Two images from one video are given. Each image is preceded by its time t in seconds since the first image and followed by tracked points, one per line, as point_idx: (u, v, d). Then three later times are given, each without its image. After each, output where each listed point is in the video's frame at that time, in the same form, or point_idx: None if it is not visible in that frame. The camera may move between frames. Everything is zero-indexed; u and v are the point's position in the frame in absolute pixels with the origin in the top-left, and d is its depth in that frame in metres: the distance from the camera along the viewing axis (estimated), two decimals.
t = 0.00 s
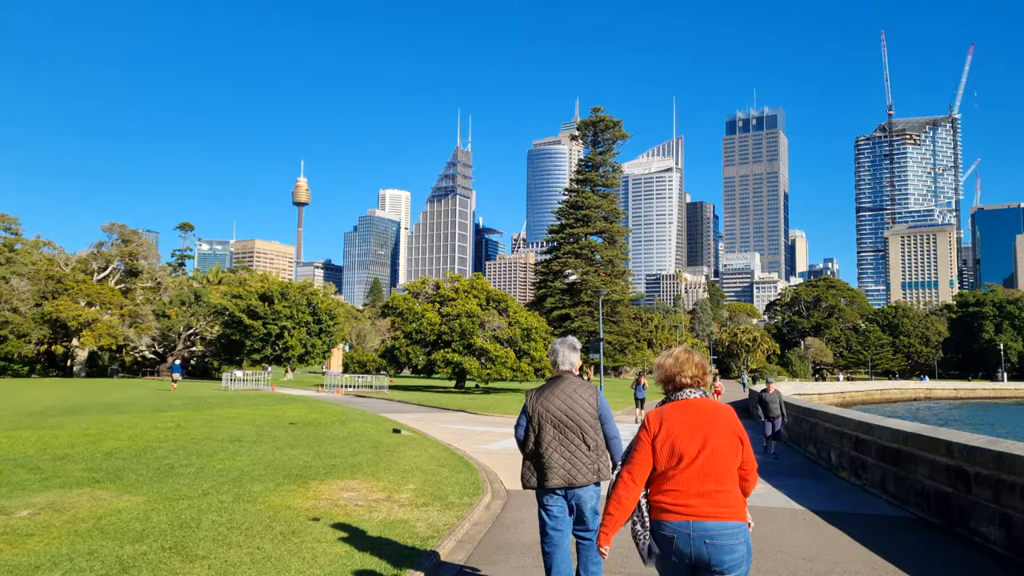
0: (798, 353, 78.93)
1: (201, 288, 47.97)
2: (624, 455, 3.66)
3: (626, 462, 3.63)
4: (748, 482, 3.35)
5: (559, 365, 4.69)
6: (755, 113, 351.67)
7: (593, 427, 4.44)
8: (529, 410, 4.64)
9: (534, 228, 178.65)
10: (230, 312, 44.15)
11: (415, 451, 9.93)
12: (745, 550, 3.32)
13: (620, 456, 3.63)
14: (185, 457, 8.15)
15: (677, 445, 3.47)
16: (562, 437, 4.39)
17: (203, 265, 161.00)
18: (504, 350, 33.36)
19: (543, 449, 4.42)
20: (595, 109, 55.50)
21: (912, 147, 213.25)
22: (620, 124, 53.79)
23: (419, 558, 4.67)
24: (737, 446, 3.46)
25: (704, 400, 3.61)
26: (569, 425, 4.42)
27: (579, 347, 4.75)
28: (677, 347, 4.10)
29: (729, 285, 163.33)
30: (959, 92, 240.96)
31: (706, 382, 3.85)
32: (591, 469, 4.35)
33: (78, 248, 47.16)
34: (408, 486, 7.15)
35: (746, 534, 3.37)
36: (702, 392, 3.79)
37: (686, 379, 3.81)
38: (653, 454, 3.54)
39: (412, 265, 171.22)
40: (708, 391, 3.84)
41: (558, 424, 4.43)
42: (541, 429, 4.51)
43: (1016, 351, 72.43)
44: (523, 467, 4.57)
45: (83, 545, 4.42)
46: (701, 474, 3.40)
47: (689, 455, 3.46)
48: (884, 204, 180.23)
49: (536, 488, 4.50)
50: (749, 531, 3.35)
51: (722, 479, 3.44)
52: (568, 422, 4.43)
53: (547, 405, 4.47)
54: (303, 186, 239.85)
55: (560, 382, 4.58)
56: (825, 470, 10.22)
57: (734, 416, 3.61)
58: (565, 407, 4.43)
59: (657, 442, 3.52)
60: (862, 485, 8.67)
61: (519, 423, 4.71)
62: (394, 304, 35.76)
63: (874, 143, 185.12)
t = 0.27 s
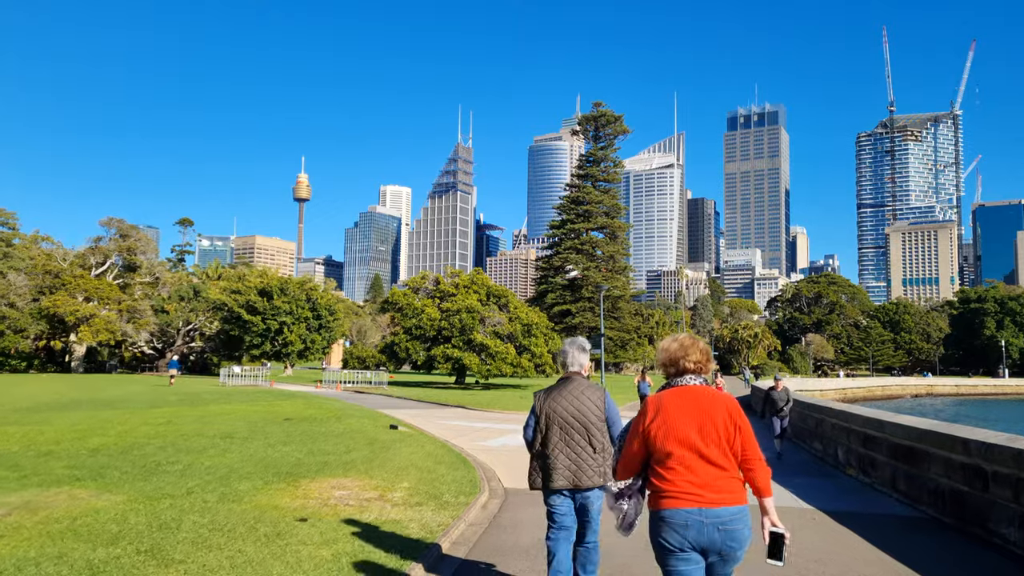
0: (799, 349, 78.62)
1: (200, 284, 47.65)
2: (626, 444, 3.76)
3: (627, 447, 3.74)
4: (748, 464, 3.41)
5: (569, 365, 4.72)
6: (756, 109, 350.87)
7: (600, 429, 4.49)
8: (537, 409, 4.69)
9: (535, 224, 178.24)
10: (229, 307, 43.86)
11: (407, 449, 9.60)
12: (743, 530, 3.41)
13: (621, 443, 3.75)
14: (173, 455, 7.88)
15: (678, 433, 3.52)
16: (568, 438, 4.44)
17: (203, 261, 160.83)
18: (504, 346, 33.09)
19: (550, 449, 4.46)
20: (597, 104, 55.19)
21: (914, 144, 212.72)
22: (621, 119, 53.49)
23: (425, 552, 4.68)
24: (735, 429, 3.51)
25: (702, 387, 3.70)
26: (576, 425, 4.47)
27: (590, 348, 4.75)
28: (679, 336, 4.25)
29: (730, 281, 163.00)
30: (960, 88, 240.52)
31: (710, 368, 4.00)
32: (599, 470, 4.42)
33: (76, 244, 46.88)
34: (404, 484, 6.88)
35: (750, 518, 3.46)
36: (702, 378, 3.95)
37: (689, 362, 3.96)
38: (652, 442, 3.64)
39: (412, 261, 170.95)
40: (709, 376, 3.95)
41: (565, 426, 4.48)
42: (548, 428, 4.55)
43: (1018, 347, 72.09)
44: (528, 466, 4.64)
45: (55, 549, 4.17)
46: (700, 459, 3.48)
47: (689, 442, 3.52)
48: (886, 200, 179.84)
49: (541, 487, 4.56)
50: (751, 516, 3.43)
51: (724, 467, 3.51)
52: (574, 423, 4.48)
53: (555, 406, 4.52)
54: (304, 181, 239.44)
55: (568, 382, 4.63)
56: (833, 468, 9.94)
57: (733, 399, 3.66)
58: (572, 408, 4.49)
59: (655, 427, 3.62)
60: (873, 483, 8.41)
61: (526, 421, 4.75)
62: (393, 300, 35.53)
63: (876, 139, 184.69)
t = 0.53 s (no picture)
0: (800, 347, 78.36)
1: (198, 282, 47.35)
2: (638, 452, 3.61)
3: (637, 454, 3.63)
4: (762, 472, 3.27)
5: (576, 361, 4.84)
6: (757, 107, 350.33)
7: (611, 424, 4.60)
8: (547, 405, 4.75)
9: (535, 222, 178.00)
10: (227, 306, 43.60)
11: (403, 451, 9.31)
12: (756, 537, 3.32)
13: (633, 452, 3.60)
14: (159, 458, 7.62)
15: (689, 439, 3.41)
16: (580, 434, 4.52)
17: (203, 259, 160.62)
18: (504, 345, 32.83)
19: (562, 446, 4.55)
20: (597, 101, 54.87)
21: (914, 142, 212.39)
22: (622, 117, 53.20)
23: (428, 553, 4.77)
24: (750, 440, 3.38)
25: (716, 394, 3.56)
26: (587, 422, 4.55)
27: (596, 342, 4.92)
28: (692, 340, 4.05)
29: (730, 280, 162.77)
30: (960, 87, 240.27)
31: (727, 375, 3.75)
32: (610, 465, 4.51)
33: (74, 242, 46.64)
34: (398, 490, 6.59)
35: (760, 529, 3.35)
36: (719, 386, 3.70)
37: (707, 371, 3.68)
38: (662, 450, 3.50)
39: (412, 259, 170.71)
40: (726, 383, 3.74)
41: (577, 421, 4.57)
42: (560, 425, 4.63)
43: (1019, 345, 71.71)
44: (541, 463, 4.71)
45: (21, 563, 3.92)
46: (713, 469, 3.35)
47: (701, 451, 3.38)
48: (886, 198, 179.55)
49: (554, 483, 4.64)
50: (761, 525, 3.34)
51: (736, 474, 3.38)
52: (586, 419, 4.56)
53: (566, 401, 4.59)
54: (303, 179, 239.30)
55: (578, 378, 4.72)
56: (841, 470, 9.66)
57: (747, 411, 3.53)
58: (583, 404, 4.56)
59: (669, 436, 3.45)
60: (885, 486, 8.13)
61: (536, 418, 4.81)
62: (392, 298, 35.22)
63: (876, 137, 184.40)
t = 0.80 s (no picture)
0: (800, 345, 78.15)
1: (197, 280, 47.09)
2: (645, 439, 3.60)
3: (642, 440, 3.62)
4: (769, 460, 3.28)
5: (576, 364, 4.74)
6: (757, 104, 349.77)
7: (614, 426, 4.47)
8: (548, 409, 4.58)
9: (536, 220, 177.69)
10: (226, 302, 43.37)
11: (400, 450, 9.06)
12: (761, 528, 3.29)
13: (641, 441, 3.56)
14: (146, 457, 7.36)
15: (697, 429, 3.40)
16: (585, 439, 4.36)
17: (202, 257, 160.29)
18: (504, 342, 32.63)
19: (566, 451, 4.39)
20: (597, 98, 54.50)
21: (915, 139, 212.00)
22: (622, 113, 52.88)
23: (433, 550, 4.75)
24: (755, 431, 3.43)
25: (723, 382, 3.60)
26: (591, 425, 4.40)
27: (596, 345, 4.78)
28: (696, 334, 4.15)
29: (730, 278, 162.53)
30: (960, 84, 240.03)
31: (733, 364, 3.84)
32: (614, 467, 4.36)
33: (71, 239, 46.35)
34: (393, 491, 6.35)
35: (764, 520, 3.34)
36: (726, 374, 3.76)
37: (713, 358, 3.80)
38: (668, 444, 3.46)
39: (412, 256, 170.45)
40: (733, 373, 3.83)
41: (580, 425, 4.42)
42: (563, 429, 4.46)
43: (1020, 343, 71.41)
44: (544, 468, 4.53)
45: None
46: (720, 459, 3.38)
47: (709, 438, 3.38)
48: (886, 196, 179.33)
49: (558, 489, 4.47)
50: (767, 516, 3.33)
51: (740, 461, 3.39)
52: (588, 423, 4.39)
53: (568, 406, 4.46)
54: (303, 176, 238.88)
55: (580, 381, 4.57)
56: (849, 469, 9.42)
57: (751, 400, 3.57)
58: (585, 407, 4.42)
59: (678, 426, 3.43)
60: (895, 486, 7.89)
61: (538, 424, 4.64)
62: (392, 295, 34.93)
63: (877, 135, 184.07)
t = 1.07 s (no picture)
0: (801, 343, 77.89)
1: (195, 278, 46.85)
2: (640, 448, 3.63)
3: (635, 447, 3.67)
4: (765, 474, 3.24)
5: (576, 358, 4.83)
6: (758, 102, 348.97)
7: (613, 421, 4.52)
8: (546, 403, 4.68)
9: (536, 218, 177.33)
10: (224, 301, 43.11)
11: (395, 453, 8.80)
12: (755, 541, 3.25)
13: (636, 448, 3.59)
14: (130, 463, 7.12)
15: (692, 436, 3.42)
16: (582, 432, 4.43)
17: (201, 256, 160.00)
18: (504, 341, 32.37)
19: (562, 444, 4.46)
20: (598, 95, 54.15)
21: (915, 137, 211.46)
22: (623, 111, 52.53)
23: (432, 552, 4.74)
24: (750, 440, 3.39)
25: (717, 392, 3.58)
26: (588, 419, 4.46)
27: (594, 340, 4.84)
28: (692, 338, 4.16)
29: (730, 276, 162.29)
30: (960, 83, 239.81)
31: (727, 373, 3.82)
32: (611, 462, 4.43)
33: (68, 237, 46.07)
34: (386, 498, 6.08)
35: (760, 531, 3.30)
36: (719, 383, 3.74)
37: (706, 368, 3.76)
38: (662, 449, 3.48)
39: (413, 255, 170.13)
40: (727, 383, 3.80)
41: (576, 418, 4.49)
42: (559, 422, 4.57)
43: (1020, 342, 71.09)
44: (541, 461, 4.62)
45: None
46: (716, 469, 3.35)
47: (702, 448, 3.38)
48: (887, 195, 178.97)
49: (555, 482, 4.56)
50: (762, 528, 3.27)
51: (737, 471, 3.36)
52: (586, 416, 4.46)
53: (565, 400, 4.51)
54: (303, 175, 238.45)
55: (578, 375, 4.65)
56: (857, 471, 9.14)
57: (747, 408, 3.56)
58: (582, 402, 4.48)
59: (671, 434, 3.45)
60: (906, 491, 7.60)
61: (536, 417, 4.74)
62: (391, 294, 34.58)
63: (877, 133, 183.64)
